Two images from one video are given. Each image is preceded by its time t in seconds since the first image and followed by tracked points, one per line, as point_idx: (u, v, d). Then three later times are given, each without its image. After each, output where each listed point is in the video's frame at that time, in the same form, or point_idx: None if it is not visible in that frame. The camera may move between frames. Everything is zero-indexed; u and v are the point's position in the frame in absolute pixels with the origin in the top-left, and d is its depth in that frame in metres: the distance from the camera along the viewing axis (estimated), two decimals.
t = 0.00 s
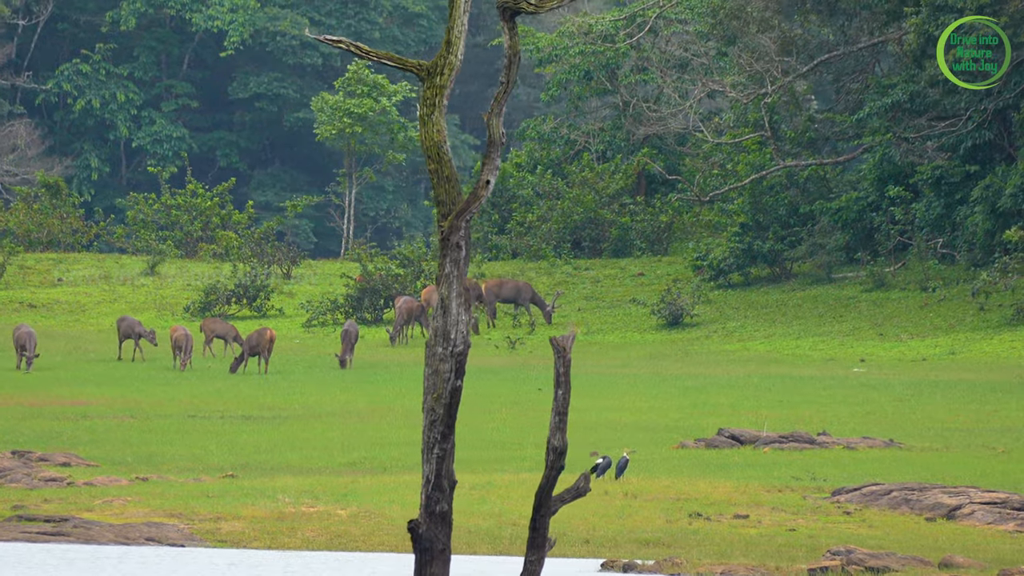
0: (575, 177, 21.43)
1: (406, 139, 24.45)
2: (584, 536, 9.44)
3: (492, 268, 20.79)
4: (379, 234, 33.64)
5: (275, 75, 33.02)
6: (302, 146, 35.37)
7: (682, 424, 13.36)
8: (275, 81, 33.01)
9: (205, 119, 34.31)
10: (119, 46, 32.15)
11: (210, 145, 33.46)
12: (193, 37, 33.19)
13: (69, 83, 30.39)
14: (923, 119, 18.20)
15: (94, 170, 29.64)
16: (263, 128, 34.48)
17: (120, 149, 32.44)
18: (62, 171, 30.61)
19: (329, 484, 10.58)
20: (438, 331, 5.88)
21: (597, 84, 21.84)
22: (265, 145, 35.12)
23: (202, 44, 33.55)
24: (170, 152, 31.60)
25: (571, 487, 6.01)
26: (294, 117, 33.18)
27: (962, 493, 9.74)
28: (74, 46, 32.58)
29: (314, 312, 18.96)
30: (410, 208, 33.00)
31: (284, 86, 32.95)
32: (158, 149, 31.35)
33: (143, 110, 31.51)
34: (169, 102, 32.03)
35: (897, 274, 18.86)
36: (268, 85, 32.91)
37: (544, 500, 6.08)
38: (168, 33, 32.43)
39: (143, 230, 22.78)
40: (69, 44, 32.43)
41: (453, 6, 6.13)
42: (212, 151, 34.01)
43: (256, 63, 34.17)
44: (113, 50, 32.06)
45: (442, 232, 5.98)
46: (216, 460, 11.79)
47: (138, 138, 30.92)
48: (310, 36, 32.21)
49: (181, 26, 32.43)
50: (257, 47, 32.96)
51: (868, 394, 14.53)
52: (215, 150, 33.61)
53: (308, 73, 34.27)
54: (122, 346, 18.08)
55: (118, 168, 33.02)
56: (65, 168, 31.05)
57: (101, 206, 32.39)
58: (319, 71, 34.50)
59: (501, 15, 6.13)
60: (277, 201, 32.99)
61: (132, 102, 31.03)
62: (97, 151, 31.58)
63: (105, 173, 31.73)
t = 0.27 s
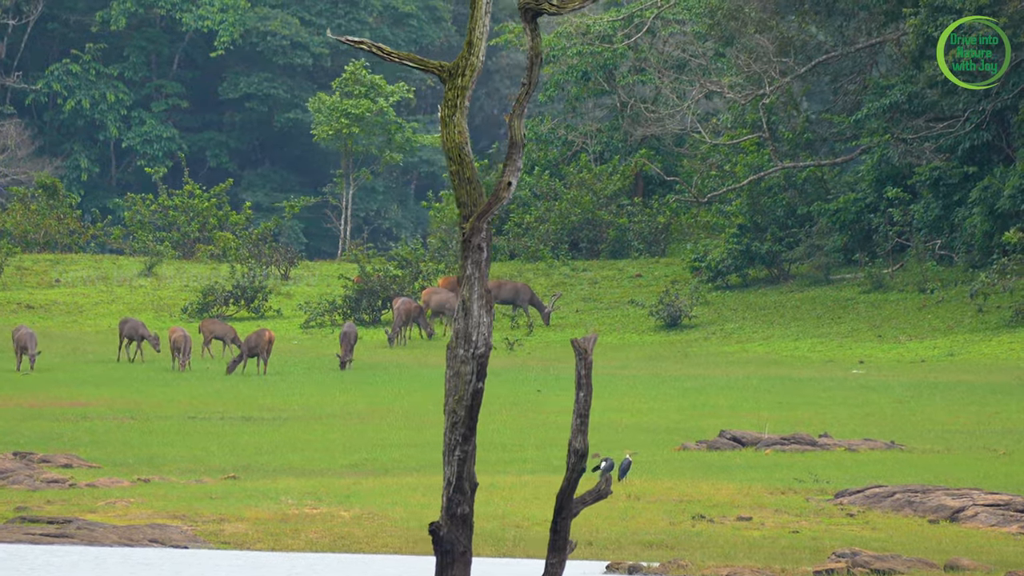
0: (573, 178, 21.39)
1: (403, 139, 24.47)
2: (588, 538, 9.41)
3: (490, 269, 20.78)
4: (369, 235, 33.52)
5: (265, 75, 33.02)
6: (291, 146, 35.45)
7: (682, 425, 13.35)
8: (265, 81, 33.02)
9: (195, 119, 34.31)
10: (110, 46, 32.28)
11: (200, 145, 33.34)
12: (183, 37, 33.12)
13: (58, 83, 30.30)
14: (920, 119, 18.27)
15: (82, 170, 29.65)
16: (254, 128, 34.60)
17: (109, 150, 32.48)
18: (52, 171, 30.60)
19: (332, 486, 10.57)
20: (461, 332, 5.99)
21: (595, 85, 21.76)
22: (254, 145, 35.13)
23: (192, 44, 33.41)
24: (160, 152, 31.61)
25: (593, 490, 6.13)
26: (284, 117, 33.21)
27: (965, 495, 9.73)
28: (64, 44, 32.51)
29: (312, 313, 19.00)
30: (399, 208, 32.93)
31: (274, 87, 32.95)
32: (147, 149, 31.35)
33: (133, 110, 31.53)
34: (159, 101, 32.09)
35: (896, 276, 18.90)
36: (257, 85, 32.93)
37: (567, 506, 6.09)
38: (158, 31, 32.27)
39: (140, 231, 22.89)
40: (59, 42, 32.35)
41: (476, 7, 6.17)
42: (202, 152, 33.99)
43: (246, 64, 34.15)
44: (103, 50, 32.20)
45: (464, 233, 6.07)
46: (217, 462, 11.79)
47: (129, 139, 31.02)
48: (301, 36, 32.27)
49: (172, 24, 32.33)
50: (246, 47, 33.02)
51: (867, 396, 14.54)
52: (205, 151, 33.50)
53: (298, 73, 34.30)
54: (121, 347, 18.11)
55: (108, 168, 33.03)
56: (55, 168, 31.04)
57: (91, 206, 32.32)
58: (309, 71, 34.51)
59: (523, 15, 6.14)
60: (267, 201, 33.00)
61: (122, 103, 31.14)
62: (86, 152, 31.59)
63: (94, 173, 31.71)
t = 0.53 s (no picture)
0: (573, 177, 21.38)
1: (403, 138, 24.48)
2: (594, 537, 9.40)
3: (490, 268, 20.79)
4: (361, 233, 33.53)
5: (258, 73, 33.04)
6: (283, 143, 35.52)
7: (685, 424, 13.34)
8: (257, 80, 33.02)
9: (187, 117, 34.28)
10: (103, 44, 32.30)
11: (193, 143, 33.27)
12: (175, 35, 33.02)
13: (52, 81, 30.27)
14: (921, 119, 18.32)
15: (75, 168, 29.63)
16: (247, 126, 34.78)
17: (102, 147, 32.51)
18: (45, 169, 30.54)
19: (338, 485, 10.57)
20: (483, 332, 6.06)
21: (595, 83, 21.76)
22: (247, 143, 35.15)
23: (185, 42, 33.34)
24: (153, 150, 31.55)
25: (616, 489, 6.23)
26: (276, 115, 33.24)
27: (971, 494, 9.74)
28: (57, 43, 32.60)
29: (312, 312, 18.98)
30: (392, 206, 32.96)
31: (266, 85, 32.95)
32: (139, 147, 31.30)
33: (126, 109, 31.49)
34: (152, 100, 32.01)
35: (896, 275, 18.94)
36: (250, 83, 32.93)
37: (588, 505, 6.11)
38: (151, 29, 32.22)
39: (140, 229, 22.92)
40: (53, 41, 32.45)
41: (499, 7, 6.20)
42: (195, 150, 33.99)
43: (238, 61, 34.16)
44: (96, 48, 32.23)
45: (488, 231, 6.11)
46: (221, 460, 11.79)
47: (121, 138, 31.00)
48: (293, 33, 32.25)
49: (165, 21, 32.24)
50: (239, 45, 33.05)
51: (870, 395, 14.55)
52: (197, 149, 33.41)
53: (291, 71, 34.31)
54: (121, 346, 18.10)
55: (101, 167, 32.95)
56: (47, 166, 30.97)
57: (83, 205, 32.14)
58: (301, 69, 34.51)
59: (546, 16, 6.20)
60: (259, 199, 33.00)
61: (115, 101, 31.08)
62: (78, 150, 31.50)
63: (87, 171, 31.67)
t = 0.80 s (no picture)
0: (576, 175, 21.46)
1: (404, 134, 24.48)
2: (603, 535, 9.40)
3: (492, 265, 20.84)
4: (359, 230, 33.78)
5: (253, 70, 32.92)
6: (278, 141, 35.38)
7: (691, 422, 13.33)
8: (253, 77, 32.86)
9: (181, 113, 34.48)
10: (97, 41, 32.26)
11: (188, 140, 33.25)
12: (171, 33, 33.21)
13: (47, 78, 30.16)
14: (925, 116, 18.22)
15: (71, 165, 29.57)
16: (242, 124, 34.50)
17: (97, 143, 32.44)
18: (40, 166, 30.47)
19: (346, 483, 10.57)
20: (510, 330, 5.93)
21: (597, 80, 21.76)
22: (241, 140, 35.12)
23: (179, 39, 33.52)
24: (148, 147, 31.47)
25: (642, 486, 5.97)
26: (271, 112, 33.11)
27: (979, 492, 9.75)
28: (52, 39, 32.29)
29: (314, 309, 18.92)
30: (386, 204, 33.00)
31: (262, 82, 32.76)
32: (134, 144, 31.24)
33: (121, 105, 31.43)
34: (146, 98, 32.11)
35: (898, 273, 18.96)
36: (245, 80, 32.84)
37: (614, 505, 5.95)
38: (145, 26, 32.23)
39: (141, 226, 22.95)
40: (47, 37, 32.14)
41: (525, 4, 6.03)
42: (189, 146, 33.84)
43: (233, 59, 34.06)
44: (91, 45, 32.19)
45: (514, 229, 5.96)
46: (227, 458, 11.78)
47: (116, 135, 31.02)
48: (289, 30, 32.07)
49: (159, 18, 32.23)
50: (234, 42, 32.89)
51: (874, 393, 14.54)
52: (192, 146, 33.31)
53: (286, 69, 34.14)
54: (124, 343, 18.09)
55: (96, 163, 32.91)
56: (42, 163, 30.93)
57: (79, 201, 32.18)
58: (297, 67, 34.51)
59: (573, 14, 6.11)
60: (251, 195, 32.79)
61: (110, 98, 31.06)
62: (74, 146, 31.59)
63: (83, 169, 31.55)
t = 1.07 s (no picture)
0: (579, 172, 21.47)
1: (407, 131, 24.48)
2: (612, 532, 9.41)
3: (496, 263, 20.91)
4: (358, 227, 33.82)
5: (249, 68, 32.88)
6: (274, 138, 35.32)
7: (697, 420, 13.33)
8: (248, 74, 32.86)
9: (177, 110, 34.39)
10: (93, 38, 32.25)
11: (183, 138, 33.21)
12: (166, 30, 32.85)
13: (43, 75, 30.30)
14: (928, 113, 18.26)
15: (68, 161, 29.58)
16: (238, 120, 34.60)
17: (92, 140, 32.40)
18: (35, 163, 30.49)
19: (355, 480, 10.56)
20: (536, 328, 5.78)
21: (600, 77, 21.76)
22: (236, 137, 35.15)
23: (176, 37, 33.28)
24: (143, 144, 31.55)
25: (668, 485, 5.93)
26: (267, 110, 32.98)
27: (988, 490, 9.76)
28: (47, 37, 32.62)
29: (318, 306, 18.88)
30: (381, 200, 33.00)
31: (257, 79, 32.73)
32: (130, 141, 31.30)
33: (116, 102, 31.48)
34: (141, 94, 32.12)
35: (902, 271, 19.01)
36: (240, 77, 32.74)
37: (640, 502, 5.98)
38: (141, 23, 32.29)
39: (144, 223, 22.98)
40: (43, 35, 32.45)
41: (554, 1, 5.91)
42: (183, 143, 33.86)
43: (229, 56, 33.91)
44: (87, 42, 32.18)
45: (541, 227, 5.83)
46: (234, 455, 11.78)
47: (112, 131, 31.02)
48: (285, 27, 32.01)
49: (155, 16, 32.11)
50: (229, 40, 32.64)
51: (879, 390, 14.56)
52: (187, 143, 33.34)
53: (281, 66, 34.03)
54: (127, 340, 18.11)
55: (91, 160, 32.88)
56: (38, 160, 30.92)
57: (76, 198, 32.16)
58: (292, 63, 34.23)
59: (601, 12, 5.97)
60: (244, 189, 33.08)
61: (105, 95, 31.05)
62: (69, 142, 31.72)
63: (77, 165, 31.64)
